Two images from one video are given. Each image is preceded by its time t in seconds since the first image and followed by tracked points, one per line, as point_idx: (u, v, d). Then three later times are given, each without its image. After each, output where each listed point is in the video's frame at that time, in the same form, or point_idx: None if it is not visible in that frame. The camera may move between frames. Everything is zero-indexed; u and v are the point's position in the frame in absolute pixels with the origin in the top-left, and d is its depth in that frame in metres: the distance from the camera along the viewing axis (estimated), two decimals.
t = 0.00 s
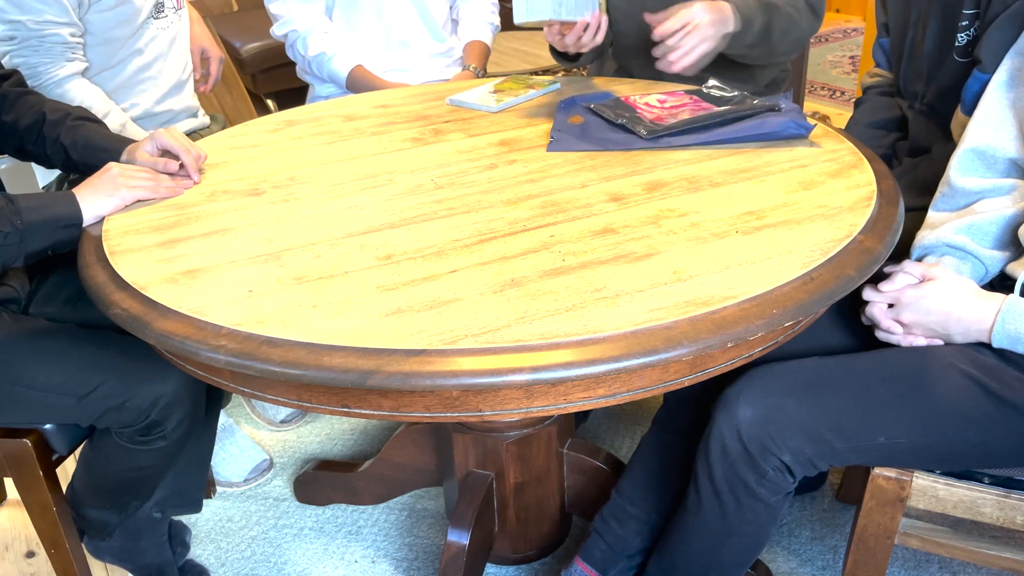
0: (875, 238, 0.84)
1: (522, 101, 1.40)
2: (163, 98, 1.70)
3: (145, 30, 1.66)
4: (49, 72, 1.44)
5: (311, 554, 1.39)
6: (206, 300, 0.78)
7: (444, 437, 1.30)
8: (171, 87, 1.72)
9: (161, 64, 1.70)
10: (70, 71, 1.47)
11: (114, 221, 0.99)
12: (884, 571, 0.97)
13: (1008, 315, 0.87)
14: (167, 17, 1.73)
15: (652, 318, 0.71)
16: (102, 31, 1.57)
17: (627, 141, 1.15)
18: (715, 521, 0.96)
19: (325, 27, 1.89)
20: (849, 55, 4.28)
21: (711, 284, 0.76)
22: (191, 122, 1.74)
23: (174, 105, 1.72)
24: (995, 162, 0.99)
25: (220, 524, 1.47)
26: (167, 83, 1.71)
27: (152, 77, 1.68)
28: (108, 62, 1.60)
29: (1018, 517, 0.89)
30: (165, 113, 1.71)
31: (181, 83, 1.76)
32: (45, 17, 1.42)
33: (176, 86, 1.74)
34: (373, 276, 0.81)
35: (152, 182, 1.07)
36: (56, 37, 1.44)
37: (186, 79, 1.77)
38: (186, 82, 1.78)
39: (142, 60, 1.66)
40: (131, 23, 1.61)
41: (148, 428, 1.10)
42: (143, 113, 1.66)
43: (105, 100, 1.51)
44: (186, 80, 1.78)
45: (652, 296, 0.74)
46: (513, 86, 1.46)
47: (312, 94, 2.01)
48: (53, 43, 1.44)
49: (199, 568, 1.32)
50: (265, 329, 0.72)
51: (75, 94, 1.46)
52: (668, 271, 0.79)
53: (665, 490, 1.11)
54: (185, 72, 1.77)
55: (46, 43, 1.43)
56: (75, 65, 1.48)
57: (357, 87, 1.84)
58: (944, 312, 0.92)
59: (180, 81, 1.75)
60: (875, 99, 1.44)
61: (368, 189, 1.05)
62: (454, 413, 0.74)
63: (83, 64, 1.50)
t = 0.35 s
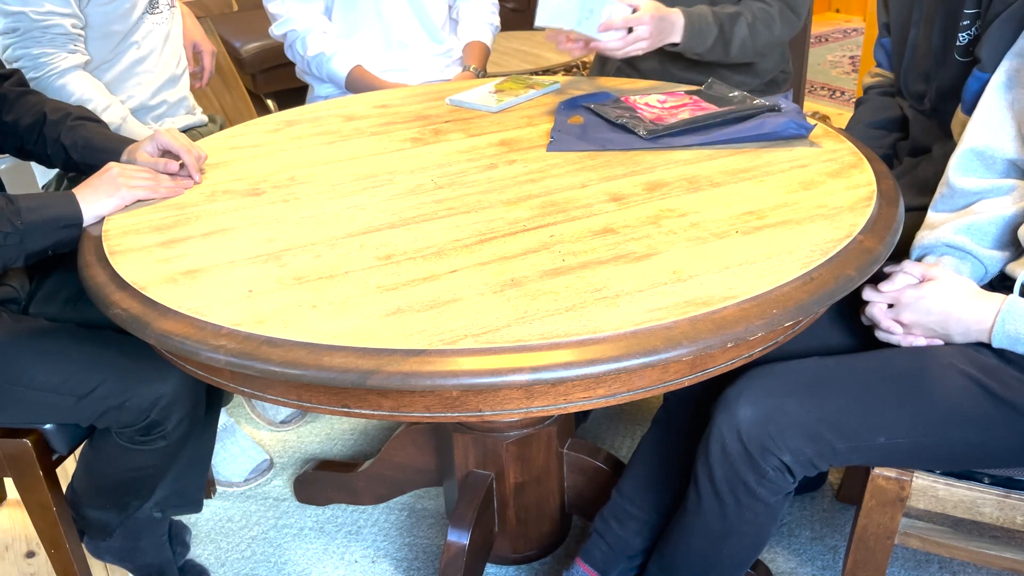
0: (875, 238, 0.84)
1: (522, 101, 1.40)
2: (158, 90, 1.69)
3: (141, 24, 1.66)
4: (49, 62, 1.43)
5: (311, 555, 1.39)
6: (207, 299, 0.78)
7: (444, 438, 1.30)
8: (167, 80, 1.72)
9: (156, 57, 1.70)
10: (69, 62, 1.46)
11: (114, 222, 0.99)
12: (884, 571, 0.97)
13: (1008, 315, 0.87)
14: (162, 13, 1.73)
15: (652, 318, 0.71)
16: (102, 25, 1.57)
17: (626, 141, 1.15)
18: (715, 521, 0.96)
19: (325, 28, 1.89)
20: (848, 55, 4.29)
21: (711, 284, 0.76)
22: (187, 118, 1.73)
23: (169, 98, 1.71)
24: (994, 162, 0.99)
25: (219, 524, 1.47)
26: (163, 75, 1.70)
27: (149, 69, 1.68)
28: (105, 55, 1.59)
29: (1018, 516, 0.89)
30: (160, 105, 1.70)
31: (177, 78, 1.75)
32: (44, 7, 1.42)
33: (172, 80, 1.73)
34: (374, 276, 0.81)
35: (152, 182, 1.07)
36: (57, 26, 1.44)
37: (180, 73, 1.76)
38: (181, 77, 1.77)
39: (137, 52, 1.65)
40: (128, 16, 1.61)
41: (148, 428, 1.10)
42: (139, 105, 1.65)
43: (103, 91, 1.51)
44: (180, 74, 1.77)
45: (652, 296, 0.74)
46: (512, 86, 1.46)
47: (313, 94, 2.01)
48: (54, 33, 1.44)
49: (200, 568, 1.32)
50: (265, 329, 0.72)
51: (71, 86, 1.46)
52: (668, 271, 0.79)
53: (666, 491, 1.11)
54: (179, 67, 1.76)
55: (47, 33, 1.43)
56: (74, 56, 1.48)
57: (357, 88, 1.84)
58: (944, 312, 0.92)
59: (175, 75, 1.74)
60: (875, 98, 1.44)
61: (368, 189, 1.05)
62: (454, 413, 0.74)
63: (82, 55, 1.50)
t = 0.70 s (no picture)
0: (875, 238, 0.84)
1: (522, 101, 1.40)
2: (151, 83, 1.69)
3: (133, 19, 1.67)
4: (44, 53, 1.44)
5: (311, 554, 1.39)
6: (207, 299, 0.78)
7: (444, 438, 1.30)
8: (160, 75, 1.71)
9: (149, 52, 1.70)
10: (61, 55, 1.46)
11: (114, 222, 0.99)
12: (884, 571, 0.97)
13: (1008, 316, 0.87)
14: (155, 9, 1.74)
15: (652, 318, 0.71)
16: (93, 19, 1.57)
17: (626, 141, 1.15)
18: (716, 521, 0.96)
19: (324, 32, 1.89)
20: (849, 55, 4.29)
21: (711, 284, 0.76)
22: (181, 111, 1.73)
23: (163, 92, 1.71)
24: (992, 163, 0.99)
25: (220, 524, 1.47)
26: (157, 67, 1.70)
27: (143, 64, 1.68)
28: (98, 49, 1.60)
29: (1018, 517, 0.89)
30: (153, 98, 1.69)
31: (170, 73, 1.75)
32: None
33: (165, 75, 1.73)
34: (373, 276, 0.81)
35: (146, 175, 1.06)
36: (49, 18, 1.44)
37: (173, 69, 1.76)
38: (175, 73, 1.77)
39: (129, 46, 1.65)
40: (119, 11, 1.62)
41: (158, 420, 1.10)
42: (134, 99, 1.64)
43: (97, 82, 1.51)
44: (173, 70, 1.76)
45: (651, 296, 0.74)
46: (512, 86, 1.46)
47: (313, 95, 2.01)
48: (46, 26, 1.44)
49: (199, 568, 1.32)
50: (265, 329, 0.72)
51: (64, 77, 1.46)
52: (668, 271, 0.79)
53: (666, 491, 1.11)
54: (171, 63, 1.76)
55: (39, 26, 1.43)
56: (67, 49, 1.48)
57: (357, 90, 1.84)
58: (944, 312, 0.92)
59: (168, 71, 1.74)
60: (874, 98, 1.44)
61: (368, 189, 1.05)
62: (454, 413, 0.74)
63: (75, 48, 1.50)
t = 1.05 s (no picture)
0: (875, 238, 0.84)
1: (522, 101, 1.40)
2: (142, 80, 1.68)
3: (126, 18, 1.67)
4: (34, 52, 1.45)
5: (311, 554, 1.39)
6: (207, 299, 0.78)
7: (444, 437, 1.30)
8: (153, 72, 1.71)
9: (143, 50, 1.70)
10: (51, 52, 1.47)
11: (113, 221, 0.99)
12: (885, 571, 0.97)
13: (1008, 316, 0.87)
14: (150, 10, 1.75)
15: (652, 318, 0.71)
16: (85, 19, 1.58)
17: (627, 141, 1.15)
18: (716, 521, 0.95)
19: (324, 33, 1.89)
20: (849, 55, 4.29)
21: (711, 284, 0.76)
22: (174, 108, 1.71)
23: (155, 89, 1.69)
24: (993, 163, 0.99)
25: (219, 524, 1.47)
26: (150, 64, 1.70)
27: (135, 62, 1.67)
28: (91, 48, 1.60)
29: (1018, 516, 0.89)
30: (145, 93, 1.67)
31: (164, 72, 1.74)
32: None
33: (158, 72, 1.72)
34: (373, 277, 0.81)
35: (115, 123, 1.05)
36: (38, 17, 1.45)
37: (167, 67, 1.76)
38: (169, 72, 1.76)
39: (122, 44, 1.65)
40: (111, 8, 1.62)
41: (153, 386, 1.11)
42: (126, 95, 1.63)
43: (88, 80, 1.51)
44: (167, 68, 1.76)
45: (651, 296, 0.74)
46: (512, 86, 1.46)
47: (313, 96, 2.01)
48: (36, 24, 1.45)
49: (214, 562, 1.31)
50: (265, 329, 0.72)
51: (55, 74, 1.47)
52: (668, 271, 0.79)
53: (666, 491, 1.11)
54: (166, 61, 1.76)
55: (29, 24, 1.44)
56: (57, 47, 1.49)
57: (357, 91, 1.84)
58: (944, 312, 0.92)
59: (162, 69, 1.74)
60: (876, 99, 1.44)
61: (368, 189, 1.05)
62: (454, 413, 0.74)
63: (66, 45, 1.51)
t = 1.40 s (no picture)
0: (875, 237, 0.84)
1: (522, 101, 1.40)
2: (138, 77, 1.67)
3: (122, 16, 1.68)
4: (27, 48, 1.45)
5: (311, 555, 1.39)
6: (207, 299, 0.78)
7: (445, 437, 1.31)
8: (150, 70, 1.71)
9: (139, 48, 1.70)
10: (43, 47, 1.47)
11: (113, 221, 0.99)
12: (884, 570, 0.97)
13: (1008, 314, 0.87)
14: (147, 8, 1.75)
15: (652, 318, 0.71)
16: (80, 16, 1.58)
17: (627, 141, 1.15)
18: (715, 519, 0.96)
19: (324, 31, 1.89)
20: (849, 55, 4.29)
21: (711, 284, 0.76)
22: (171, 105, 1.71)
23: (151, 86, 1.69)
24: (995, 162, 0.99)
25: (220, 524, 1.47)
26: (145, 61, 1.70)
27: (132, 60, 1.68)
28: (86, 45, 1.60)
29: (1018, 516, 0.89)
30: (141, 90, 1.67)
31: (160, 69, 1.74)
32: None
33: (154, 69, 1.72)
34: (373, 276, 0.81)
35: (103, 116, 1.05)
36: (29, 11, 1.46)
37: (164, 65, 1.75)
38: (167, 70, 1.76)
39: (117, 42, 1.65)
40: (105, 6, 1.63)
41: (154, 400, 1.10)
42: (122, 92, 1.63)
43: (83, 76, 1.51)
44: (165, 66, 1.76)
45: (651, 296, 0.74)
46: (512, 86, 1.46)
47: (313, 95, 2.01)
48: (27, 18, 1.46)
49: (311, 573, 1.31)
50: (265, 329, 0.72)
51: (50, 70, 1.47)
52: (668, 271, 0.79)
53: (666, 490, 1.11)
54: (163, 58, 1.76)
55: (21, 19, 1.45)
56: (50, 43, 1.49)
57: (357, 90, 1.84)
58: (944, 311, 0.92)
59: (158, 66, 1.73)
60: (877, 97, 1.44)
61: (368, 189, 1.05)
62: (454, 413, 0.74)
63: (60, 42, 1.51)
